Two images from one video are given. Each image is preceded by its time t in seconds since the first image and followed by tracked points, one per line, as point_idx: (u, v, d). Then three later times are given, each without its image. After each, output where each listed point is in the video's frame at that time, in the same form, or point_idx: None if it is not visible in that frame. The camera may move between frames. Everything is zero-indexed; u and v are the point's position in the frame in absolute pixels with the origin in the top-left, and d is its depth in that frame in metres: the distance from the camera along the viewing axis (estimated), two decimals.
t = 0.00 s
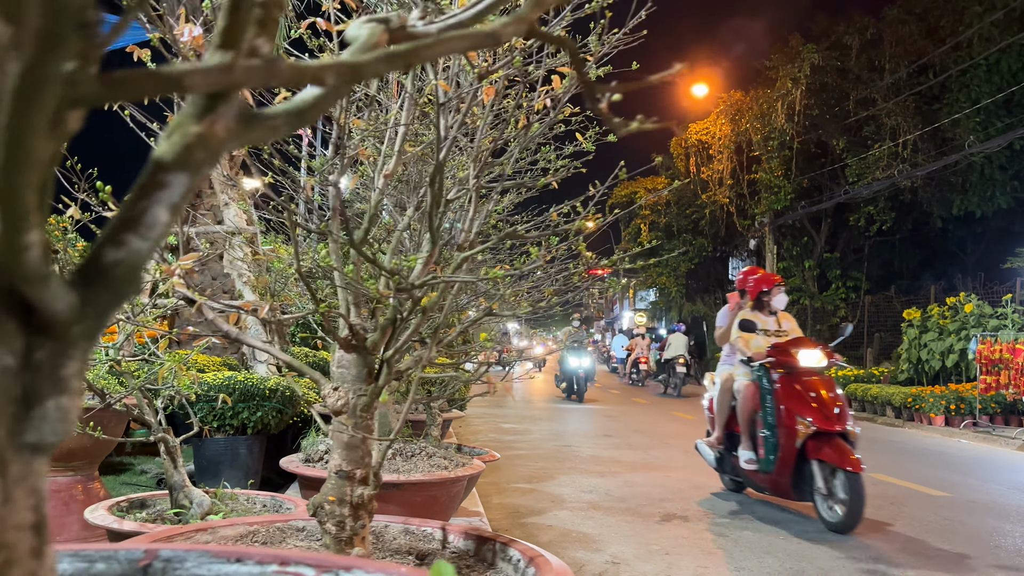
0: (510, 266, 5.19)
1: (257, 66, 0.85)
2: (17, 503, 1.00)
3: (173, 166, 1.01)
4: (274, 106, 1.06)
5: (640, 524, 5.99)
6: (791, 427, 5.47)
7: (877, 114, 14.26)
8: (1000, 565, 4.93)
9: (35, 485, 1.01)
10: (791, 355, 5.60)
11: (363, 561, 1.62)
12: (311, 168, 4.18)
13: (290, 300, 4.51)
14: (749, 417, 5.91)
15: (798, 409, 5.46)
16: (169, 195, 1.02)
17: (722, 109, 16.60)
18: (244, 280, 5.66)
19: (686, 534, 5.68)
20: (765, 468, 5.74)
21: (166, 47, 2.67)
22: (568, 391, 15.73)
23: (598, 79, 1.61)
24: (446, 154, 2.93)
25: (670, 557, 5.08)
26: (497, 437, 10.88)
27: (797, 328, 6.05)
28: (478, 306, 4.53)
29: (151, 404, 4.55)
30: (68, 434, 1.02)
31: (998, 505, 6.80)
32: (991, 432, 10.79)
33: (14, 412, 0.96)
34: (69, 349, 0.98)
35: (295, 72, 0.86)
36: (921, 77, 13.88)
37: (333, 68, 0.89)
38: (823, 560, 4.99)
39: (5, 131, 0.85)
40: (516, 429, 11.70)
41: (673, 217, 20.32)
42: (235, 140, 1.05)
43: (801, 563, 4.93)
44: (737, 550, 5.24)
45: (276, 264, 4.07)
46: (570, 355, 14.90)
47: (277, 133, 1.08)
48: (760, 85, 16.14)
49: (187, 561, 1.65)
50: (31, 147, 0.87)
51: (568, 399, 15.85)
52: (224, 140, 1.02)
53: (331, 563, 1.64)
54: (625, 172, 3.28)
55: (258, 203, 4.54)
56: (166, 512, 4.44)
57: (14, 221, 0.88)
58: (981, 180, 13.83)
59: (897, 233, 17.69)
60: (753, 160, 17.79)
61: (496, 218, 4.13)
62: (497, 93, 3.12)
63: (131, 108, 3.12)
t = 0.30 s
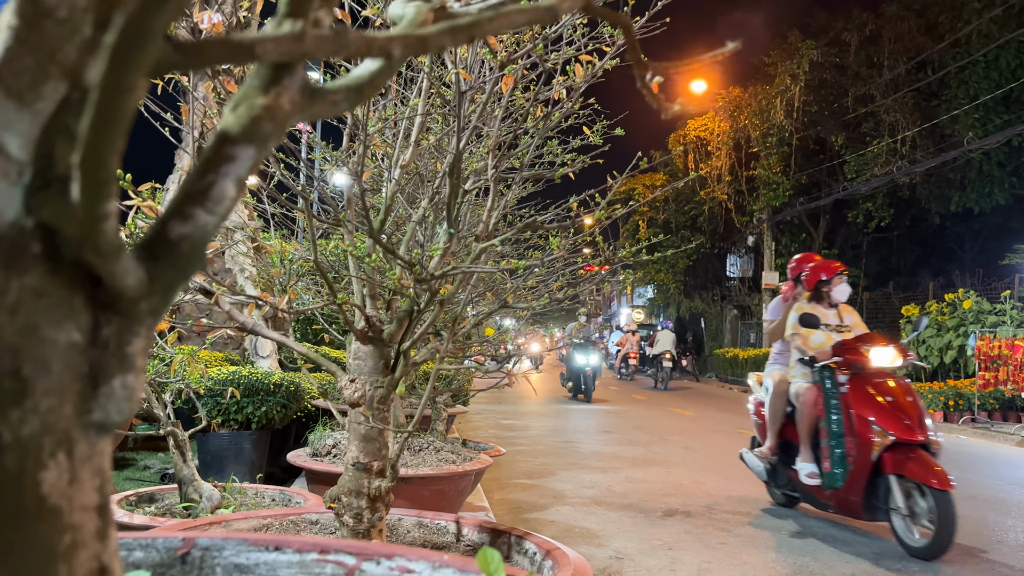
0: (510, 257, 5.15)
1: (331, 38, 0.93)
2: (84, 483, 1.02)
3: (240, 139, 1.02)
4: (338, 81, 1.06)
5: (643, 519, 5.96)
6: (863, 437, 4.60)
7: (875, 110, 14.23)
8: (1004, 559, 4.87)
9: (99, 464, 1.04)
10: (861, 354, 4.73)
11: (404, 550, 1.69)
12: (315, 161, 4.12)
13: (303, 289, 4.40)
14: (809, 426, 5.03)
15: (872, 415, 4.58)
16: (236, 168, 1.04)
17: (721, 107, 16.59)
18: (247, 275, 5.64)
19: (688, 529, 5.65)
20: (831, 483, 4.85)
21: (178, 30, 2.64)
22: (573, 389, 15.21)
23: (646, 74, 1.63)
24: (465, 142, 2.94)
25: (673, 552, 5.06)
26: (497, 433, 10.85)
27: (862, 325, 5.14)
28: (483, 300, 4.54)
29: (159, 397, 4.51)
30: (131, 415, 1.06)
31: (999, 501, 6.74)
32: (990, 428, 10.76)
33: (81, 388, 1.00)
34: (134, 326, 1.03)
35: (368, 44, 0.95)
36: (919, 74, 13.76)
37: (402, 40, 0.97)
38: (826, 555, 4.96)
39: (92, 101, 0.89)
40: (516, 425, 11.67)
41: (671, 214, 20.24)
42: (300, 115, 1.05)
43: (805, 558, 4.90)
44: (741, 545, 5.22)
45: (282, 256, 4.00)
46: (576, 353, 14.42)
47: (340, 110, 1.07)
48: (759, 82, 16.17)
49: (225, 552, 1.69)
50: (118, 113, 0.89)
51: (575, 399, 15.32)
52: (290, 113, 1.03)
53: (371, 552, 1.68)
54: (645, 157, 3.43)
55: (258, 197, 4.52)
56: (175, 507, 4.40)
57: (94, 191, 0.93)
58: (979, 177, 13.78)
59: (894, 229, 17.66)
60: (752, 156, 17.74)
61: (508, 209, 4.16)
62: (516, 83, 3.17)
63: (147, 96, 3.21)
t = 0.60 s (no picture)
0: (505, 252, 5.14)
1: (329, 25, 0.93)
2: (80, 472, 1.01)
3: (237, 128, 1.01)
4: (335, 71, 1.06)
5: (640, 515, 5.97)
6: (946, 449, 3.85)
7: (871, 107, 14.23)
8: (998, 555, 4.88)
9: (94, 454, 1.04)
10: (942, 351, 3.99)
11: (400, 541, 1.61)
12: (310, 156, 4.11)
13: (299, 284, 4.39)
14: (877, 437, 4.28)
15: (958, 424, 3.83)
16: (234, 157, 1.03)
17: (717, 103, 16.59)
18: (243, 271, 5.62)
19: (685, 524, 5.66)
20: (905, 503, 4.10)
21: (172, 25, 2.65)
22: (578, 389, 14.53)
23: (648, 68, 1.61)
24: (462, 136, 2.93)
25: (670, 547, 5.06)
26: (493, 429, 10.84)
27: (936, 323, 4.38)
28: (480, 297, 4.55)
29: (155, 392, 4.50)
30: (128, 406, 1.05)
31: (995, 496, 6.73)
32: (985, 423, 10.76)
33: (77, 376, 0.99)
34: (131, 315, 1.02)
35: (366, 32, 0.94)
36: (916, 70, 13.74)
37: (399, 28, 0.97)
38: (821, 550, 4.97)
39: (87, 88, 0.89)
40: (513, 420, 11.68)
41: (668, 210, 20.22)
42: (297, 104, 1.04)
43: (801, 553, 4.91)
44: (736, 540, 5.23)
45: (278, 251, 3.96)
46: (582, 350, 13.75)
47: (336, 100, 1.07)
48: (755, 78, 16.16)
49: (223, 544, 1.66)
50: (115, 99, 0.88)
51: (580, 398, 14.65)
52: (287, 102, 1.02)
53: (369, 543, 1.61)
54: (641, 152, 3.42)
55: (253, 192, 4.51)
56: (172, 502, 4.40)
57: (89, 177, 0.91)
58: (976, 172, 13.77)
59: (891, 226, 17.65)
60: (748, 152, 17.74)
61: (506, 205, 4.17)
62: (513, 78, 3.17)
63: (142, 92, 3.20)
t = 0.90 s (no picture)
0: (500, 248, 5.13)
1: (316, 22, 0.92)
2: (67, 472, 1.01)
3: (225, 125, 0.99)
4: (323, 67, 1.05)
5: (636, 511, 5.97)
6: None
7: (868, 103, 14.21)
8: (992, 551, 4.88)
9: (82, 454, 1.03)
10: None
11: (392, 540, 1.58)
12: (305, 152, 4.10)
13: (295, 280, 4.38)
14: (969, 454, 3.53)
15: None
16: (222, 155, 1.01)
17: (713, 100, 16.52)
18: (239, 267, 5.61)
19: (680, 521, 5.67)
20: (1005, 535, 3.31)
21: (166, 21, 2.65)
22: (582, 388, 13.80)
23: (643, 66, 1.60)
24: (456, 133, 2.92)
25: (666, 543, 5.07)
26: (489, 425, 10.83)
27: None
28: (476, 293, 4.55)
29: (150, 389, 4.49)
30: (116, 406, 1.04)
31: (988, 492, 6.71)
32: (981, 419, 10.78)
33: (64, 375, 0.98)
34: (118, 314, 1.01)
35: (352, 28, 0.94)
36: (912, 66, 13.73)
37: (388, 26, 0.96)
38: (816, 546, 4.98)
39: (70, 84, 0.88)
40: (509, 417, 11.68)
41: (665, 206, 20.21)
42: (284, 101, 1.03)
43: (796, 549, 4.91)
44: (732, 535, 5.23)
45: (273, 248, 3.95)
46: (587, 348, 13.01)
47: (325, 97, 1.06)
48: (752, 74, 16.15)
49: (214, 542, 1.64)
50: (99, 95, 0.87)
51: (585, 398, 13.96)
52: (276, 100, 1.01)
53: (361, 542, 1.58)
54: (637, 148, 3.41)
55: (249, 189, 4.50)
56: (167, 498, 4.39)
57: (74, 175, 0.90)
58: (971, 169, 13.79)
59: (887, 222, 17.65)
60: (745, 149, 17.72)
61: (502, 201, 4.17)
62: (508, 74, 3.16)
63: (135, 88, 3.19)
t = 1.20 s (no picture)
0: (496, 244, 5.13)
1: (309, 18, 0.92)
2: (60, 469, 1.01)
3: (217, 121, 0.98)
4: (315, 63, 1.05)
5: (632, 506, 5.98)
6: None
7: (865, 99, 14.23)
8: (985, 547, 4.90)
9: (75, 450, 1.02)
10: None
11: (387, 536, 1.57)
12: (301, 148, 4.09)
13: (291, 277, 4.38)
14: None
15: None
16: (214, 150, 1.00)
17: (710, 96, 16.48)
18: (235, 263, 5.60)
19: (676, 516, 5.68)
20: None
21: (161, 16, 2.63)
22: (587, 389, 13.13)
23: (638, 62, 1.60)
24: (452, 129, 2.92)
25: (662, 539, 5.08)
26: (485, 421, 10.82)
27: None
28: (472, 289, 4.54)
29: (145, 385, 4.48)
30: (108, 402, 1.03)
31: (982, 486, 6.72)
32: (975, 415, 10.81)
33: (56, 372, 0.97)
34: (111, 311, 1.00)
35: (345, 25, 0.94)
36: (909, 63, 13.74)
37: (380, 22, 0.96)
38: (812, 542, 4.99)
39: (60, 80, 0.88)
40: (505, 413, 11.68)
41: (662, 203, 20.20)
42: (277, 97, 1.03)
43: (792, 544, 4.92)
44: (728, 531, 5.25)
45: (269, 244, 3.93)
46: (593, 346, 12.40)
47: (318, 92, 1.06)
48: (749, 71, 16.16)
49: (209, 539, 1.59)
50: (90, 90, 0.87)
51: (590, 399, 13.33)
52: (268, 95, 1.00)
53: (356, 538, 1.57)
54: (633, 144, 3.41)
55: (244, 184, 4.49)
56: (163, 495, 4.38)
57: (65, 173, 0.90)
58: (967, 166, 13.82)
59: (883, 218, 17.67)
60: (741, 145, 17.73)
61: (498, 197, 4.17)
62: (503, 69, 3.16)
63: (130, 83, 3.19)
